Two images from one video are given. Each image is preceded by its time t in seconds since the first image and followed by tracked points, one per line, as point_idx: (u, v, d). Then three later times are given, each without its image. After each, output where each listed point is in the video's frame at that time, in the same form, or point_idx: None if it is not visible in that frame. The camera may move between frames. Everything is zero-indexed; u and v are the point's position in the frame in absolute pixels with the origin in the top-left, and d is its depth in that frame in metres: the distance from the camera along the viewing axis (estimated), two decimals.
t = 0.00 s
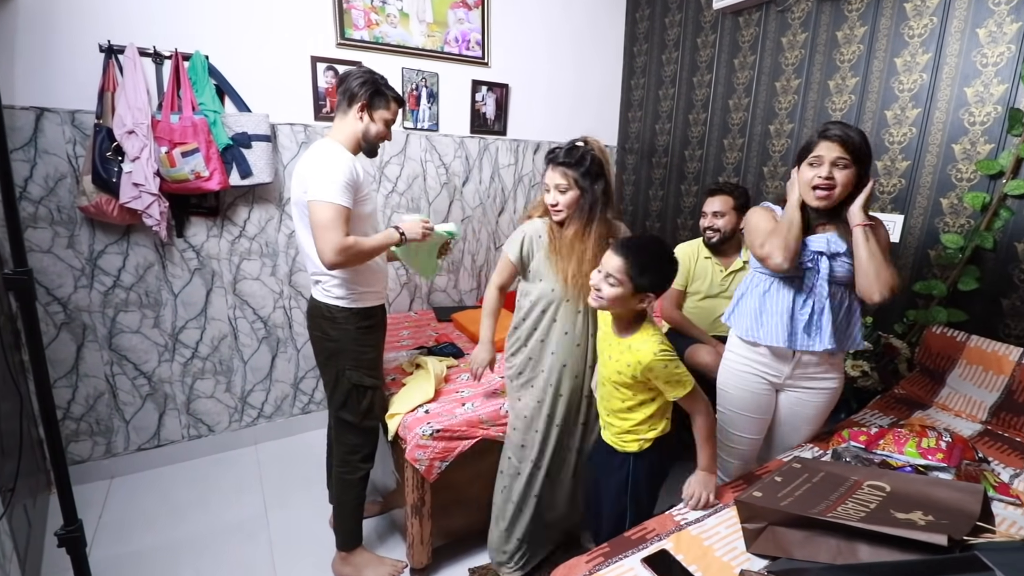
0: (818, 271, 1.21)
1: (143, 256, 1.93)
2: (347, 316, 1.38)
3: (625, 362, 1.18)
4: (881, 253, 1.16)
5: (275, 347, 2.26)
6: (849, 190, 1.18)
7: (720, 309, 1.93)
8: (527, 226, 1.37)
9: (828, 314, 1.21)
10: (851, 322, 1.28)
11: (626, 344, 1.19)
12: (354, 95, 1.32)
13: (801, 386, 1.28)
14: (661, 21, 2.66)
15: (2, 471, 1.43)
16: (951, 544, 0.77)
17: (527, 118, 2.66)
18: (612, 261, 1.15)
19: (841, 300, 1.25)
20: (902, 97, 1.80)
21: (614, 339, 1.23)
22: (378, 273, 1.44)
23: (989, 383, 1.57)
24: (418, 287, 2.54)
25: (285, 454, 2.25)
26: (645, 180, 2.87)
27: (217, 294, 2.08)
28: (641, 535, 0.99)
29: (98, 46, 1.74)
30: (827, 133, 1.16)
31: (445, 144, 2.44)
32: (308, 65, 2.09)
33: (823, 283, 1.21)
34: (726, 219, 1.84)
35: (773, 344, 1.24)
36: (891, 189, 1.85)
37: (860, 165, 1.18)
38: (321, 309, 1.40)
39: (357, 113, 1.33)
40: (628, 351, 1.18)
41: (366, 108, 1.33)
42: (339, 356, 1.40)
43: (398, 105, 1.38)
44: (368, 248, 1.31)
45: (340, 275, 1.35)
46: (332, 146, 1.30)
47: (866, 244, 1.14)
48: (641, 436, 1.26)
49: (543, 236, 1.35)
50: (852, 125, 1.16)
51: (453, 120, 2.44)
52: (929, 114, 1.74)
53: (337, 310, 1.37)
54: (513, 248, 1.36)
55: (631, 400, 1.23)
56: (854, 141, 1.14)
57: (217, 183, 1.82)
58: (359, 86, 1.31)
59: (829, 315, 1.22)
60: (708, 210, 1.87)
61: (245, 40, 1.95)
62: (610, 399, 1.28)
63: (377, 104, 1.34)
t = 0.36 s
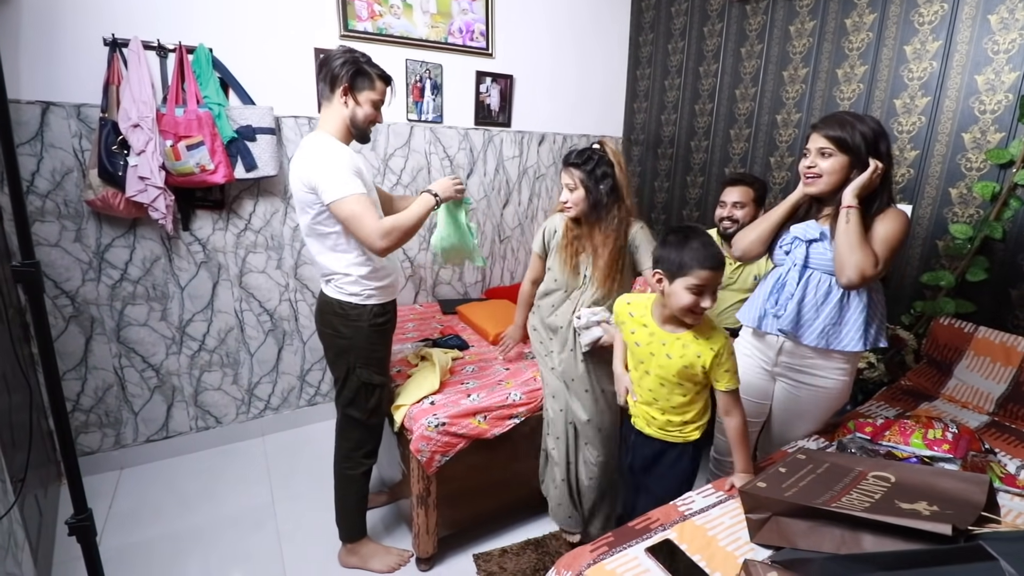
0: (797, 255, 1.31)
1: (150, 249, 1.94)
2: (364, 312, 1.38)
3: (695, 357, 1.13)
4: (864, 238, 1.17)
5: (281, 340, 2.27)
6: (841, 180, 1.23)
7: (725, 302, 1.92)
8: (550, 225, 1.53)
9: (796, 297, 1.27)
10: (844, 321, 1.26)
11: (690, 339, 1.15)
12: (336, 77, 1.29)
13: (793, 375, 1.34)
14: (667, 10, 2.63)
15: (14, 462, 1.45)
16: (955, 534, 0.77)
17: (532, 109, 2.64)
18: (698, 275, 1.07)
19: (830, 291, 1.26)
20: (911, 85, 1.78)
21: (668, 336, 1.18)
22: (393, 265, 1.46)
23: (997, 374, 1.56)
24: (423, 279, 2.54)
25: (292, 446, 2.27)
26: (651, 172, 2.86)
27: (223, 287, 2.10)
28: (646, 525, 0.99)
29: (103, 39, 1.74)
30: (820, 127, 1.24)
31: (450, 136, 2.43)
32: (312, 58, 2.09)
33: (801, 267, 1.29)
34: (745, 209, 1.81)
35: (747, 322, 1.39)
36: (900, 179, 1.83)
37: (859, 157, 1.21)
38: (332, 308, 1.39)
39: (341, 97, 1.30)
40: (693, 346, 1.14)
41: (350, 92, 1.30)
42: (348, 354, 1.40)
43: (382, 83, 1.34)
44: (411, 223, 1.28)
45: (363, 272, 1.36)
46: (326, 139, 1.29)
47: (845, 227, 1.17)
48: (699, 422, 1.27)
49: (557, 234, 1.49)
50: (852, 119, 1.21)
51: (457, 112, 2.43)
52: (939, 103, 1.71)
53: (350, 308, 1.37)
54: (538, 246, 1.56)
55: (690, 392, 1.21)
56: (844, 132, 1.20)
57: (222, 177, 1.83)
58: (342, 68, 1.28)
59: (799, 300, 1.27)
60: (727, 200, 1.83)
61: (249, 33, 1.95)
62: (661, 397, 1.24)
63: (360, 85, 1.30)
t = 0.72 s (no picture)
0: (806, 257, 1.30)
1: (152, 246, 1.94)
2: (368, 317, 1.38)
3: (741, 364, 1.15)
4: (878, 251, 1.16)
5: (282, 338, 2.28)
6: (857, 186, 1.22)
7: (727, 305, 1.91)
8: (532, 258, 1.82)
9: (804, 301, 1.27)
10: (853, 323, 1.26)
11: (737, 346, 1.16)
12: (323, 73, 1.27)
13: (800, 379, 1.33)
14: (670, 12, 2.64)
15: (15, 458, 1.45)
16: (953, 538, 0.77)
17: (534, 110, 2.65)
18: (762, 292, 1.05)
19: (839, 294, 1.26)
20: (913, 89, 1.78)
21: (711, 345, 1.18)
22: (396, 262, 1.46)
23: (999, 379, 1.56)
24: (423, 279, 2.54)
25: (291, 445, 2.27)
26: (652, 173, 2.86)
27: (225, 285, 2.10)
28: (645, 527, 0.99)
29: (107, 38, 1.75)
30: (830, 130, 1.25)
31: (452, 137, 2.44)
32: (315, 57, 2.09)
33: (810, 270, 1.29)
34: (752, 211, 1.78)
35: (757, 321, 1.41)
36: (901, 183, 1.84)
37: (869, 164, 1.21)
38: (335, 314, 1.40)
39: (330, 95, 1.29)
40: (739, 352, 1.16)
41: (338, 88, 1.28)
42: (350, 358, 1.40)
43: (371, 76, 1.32)
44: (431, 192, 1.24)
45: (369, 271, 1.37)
46: (319, 138, 1.28)
47: (860, 240, 1.16)
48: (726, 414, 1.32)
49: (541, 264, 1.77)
50: (864, 125, 1.21)
51: (459, 112, 2.44)
52: (940, 107, 1.72)
53: (354, 312, 1.38)
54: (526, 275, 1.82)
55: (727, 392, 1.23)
56: (852, 136, 1.21)
57: (225, 175, 1.84)
58: (330, 63, 1.26)
59: (806, 304, 1.28)
60: (735, 201, 1.81)
61: (253, 32, 1.95)
62: (695, 403, 1.26)
63: (347, 80, 1.28)
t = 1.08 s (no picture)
0: (817, 259, 1.30)
1: (161, 248, 1.96)
2: (370, 323, 1.39)
3: (768, 358, 1.17)
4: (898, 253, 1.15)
5: (289, 339, 2.29)
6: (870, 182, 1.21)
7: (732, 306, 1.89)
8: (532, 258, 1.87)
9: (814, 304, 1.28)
10: (866, 324, 1.26)
11: (761, 339, 1.17)
12: (318, 74, 1.25)
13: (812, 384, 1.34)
14: (676, 13, 2.63)
15: (27, 457, 1.47)
16: (963, 543, 0.76)
17: (540, 112, 2.65)
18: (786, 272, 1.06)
19: (850, 298, 1.25)
20: (921, 89, 1.77)
21: (743, 342, 1.17)
22: (400, 258, 1.47)
23: (1010, 382, 1.53)
24: (430, 280, 2.55)
25: (298, 445, 2.28)
26: (658, 174, 2.85)
27: (233, 286, 2.11)
28: (652, 530, 0.99)
29: (118, 42, 1.77)
30: (847, 129, 1.25)
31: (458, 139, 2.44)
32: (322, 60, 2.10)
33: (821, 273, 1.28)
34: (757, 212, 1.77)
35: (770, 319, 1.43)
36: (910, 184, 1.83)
37: (887, 163, 1.20)
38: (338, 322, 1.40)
39: (327, 95, 1.27)
40: (764, 346, 1.17)
41: (334, 89, 1.26)
42: (353, 366, 1.41)
43: (367, 73, 1.29)
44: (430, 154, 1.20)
45: (376, 268, 1.37)
46: (317, 134, 1.26)
47: (881, 243, 1.14)
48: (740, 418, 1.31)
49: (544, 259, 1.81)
50: (883, 126, 1.21)
51: (465, 114, 2.45)
52: (949, 107, 1.70)
53: (356, 318, 1.39)
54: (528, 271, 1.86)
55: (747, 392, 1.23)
56: (869, 136, 1.21)
57: (233, 177, 1.85)
58: (324, 61, 1.24)
59: (817, 305, 1.29)
60: (739, 202, 1.80)
61: (261, 35, 1.97)
62: (723, 401, 1.24)
63: (343, 79, 1.26)
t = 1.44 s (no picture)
0: (825, 264, 1.30)
1: (169, 247, 1.98)
2: (365, 329, 1.38)
3: (766, 361, 1.16)
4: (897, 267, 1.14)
5: (294, 339, 2.30)
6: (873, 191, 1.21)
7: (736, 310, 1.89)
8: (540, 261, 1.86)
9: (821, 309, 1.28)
10: (873, 331, 1.25)
11: (762, 341, 1.17)
12: (312, 78, 1.26)
13: (832, 387, 1.32)
14: (683, 16, 2.63)
15: (35, 454, 1.48)
16: (970, 551, 0.76)
17: (546, 115, 2.66)
18: (740, 254, 1.15)
19: (859, 303, 1.25)
20: (930, 94, 1.76)
21: (745, 338, 1.19)
22: (404, 262, 1.46)
23: (1017, 389, 1.53)
24: (435, 281, 2.56)
25: (303, 445, 2.29)
26: (664, 178, 2.85)
27: (240, 285, 2.13)
28: (656, 535, 0.99)
29: (129, 42, 1.79)
30: (858, 136, 1.25)
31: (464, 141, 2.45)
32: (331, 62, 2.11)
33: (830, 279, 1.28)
34: (760, 215, 1.77)
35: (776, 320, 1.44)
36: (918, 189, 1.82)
37: (897, 169, 1.19)
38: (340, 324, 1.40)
39: (323, 99, 1.28)
40: (765, 349, 1.16)
41: (325, 91, 1.26)
42: (347, 372, 1.41)
43: (361, 74, 1.29)
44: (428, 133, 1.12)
45: (369, 266, 1.36)
46: (315, 135, 1.26)
47: (879, 257, 1.14)
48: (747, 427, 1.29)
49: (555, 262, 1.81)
50: (895, 132, 1.20)
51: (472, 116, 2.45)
52: (958, 112, 1.70)
53: (350, 323, 1.38)
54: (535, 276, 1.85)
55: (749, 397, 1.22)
56: (880, 142, 1.20)
57: (241, 178, 1.87)
58: (321, 65, 1.25)
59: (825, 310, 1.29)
60: (740, 205, 1.80)
61: (270, 37, 1.98)
62: (723, 400, 1.23)
63: (337, 82, 1.26)
